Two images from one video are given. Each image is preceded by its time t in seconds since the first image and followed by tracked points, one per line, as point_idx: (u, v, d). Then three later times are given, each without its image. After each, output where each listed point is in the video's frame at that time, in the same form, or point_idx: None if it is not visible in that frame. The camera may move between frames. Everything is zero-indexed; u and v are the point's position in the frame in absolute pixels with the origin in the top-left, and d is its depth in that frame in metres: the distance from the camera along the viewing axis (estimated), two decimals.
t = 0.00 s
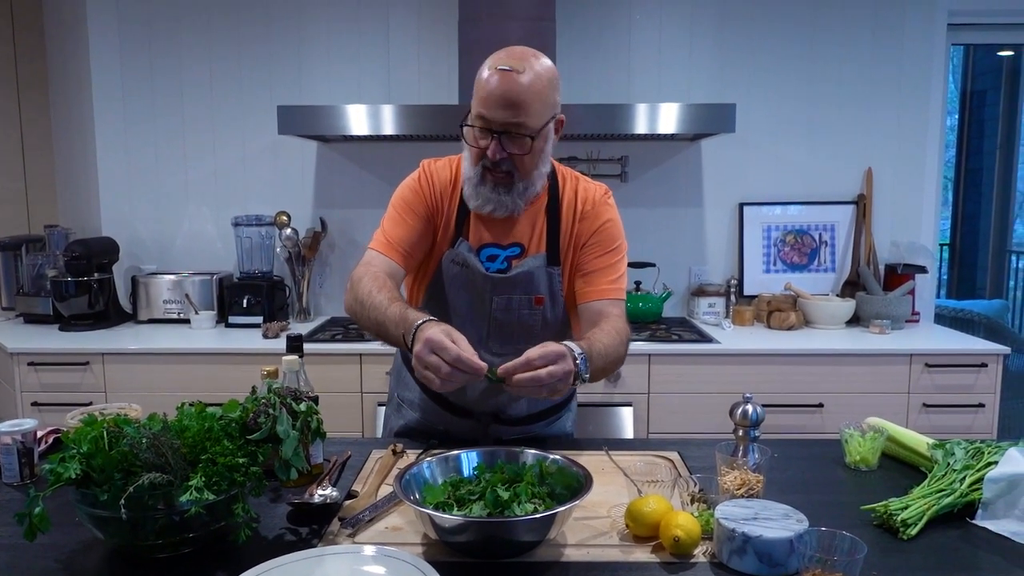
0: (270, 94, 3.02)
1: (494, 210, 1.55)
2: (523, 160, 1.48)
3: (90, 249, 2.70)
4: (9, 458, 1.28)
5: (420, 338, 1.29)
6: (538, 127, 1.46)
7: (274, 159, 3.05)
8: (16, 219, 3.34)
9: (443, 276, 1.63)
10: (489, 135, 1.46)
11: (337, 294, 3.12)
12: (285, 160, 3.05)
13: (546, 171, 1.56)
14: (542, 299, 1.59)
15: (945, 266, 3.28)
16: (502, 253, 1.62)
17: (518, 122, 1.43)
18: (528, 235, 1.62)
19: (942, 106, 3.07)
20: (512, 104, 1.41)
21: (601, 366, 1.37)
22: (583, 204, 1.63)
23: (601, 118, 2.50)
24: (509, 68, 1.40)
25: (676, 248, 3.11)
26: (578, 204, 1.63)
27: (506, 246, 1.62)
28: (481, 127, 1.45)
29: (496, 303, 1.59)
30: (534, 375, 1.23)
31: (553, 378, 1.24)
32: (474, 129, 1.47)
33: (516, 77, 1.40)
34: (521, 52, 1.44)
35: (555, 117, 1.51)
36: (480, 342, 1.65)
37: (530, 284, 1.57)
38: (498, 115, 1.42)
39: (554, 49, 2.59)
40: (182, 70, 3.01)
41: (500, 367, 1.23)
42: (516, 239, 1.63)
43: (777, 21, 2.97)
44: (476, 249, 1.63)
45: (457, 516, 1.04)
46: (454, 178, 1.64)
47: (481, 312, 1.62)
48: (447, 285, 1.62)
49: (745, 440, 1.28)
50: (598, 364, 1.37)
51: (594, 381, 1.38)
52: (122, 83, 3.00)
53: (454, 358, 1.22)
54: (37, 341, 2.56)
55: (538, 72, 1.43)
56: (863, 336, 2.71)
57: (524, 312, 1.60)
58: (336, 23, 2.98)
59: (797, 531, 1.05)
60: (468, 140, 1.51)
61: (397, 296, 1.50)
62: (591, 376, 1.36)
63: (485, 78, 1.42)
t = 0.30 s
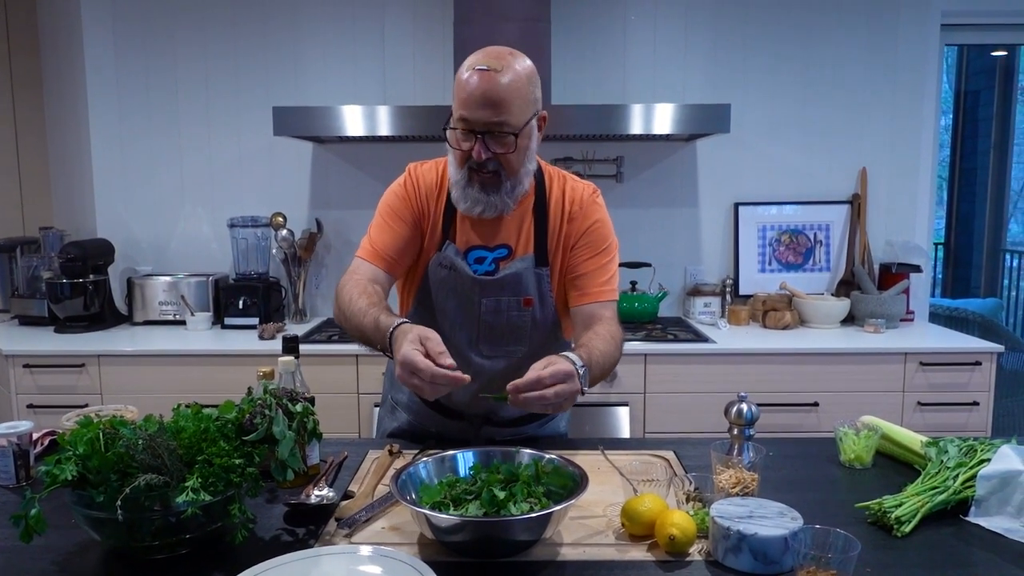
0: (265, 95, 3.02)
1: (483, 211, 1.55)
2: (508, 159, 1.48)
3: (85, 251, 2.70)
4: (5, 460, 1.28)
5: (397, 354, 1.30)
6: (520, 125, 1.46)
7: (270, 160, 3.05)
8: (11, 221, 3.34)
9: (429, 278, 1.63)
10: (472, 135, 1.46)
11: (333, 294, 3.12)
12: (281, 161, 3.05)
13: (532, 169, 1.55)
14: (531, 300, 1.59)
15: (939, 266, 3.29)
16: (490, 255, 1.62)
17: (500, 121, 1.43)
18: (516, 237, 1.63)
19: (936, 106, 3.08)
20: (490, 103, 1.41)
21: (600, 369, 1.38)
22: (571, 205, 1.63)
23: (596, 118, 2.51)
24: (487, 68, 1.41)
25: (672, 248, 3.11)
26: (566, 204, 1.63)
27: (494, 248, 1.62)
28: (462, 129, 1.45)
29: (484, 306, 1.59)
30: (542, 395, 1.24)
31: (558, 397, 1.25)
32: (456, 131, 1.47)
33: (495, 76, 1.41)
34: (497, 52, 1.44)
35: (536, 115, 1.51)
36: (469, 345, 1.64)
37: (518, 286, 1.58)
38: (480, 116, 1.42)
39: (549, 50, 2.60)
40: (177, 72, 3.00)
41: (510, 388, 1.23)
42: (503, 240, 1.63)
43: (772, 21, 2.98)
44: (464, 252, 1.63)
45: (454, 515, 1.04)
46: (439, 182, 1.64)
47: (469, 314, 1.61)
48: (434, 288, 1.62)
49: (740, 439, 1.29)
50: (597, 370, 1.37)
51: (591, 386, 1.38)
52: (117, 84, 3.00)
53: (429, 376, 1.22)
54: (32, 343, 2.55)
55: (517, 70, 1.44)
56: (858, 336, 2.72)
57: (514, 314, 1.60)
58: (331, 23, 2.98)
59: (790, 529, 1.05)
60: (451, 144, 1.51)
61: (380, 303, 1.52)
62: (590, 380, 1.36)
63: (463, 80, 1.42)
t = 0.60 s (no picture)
0: (267, 93, 3.02)
1: (490, 207, 1.54)
2: (515, 154, 1.49)
3: (86, 248, 2.69)
4: (8, 457, 1.27)
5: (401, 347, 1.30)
6: (526, 119, 1.46)
7: (272, 157, 3.05)
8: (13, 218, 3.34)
9: (428, 275, 1.62)
10: (479, 132, 1.45)
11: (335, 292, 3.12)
12: (283, 159, 3.05)
13: (536, 162, 1.56)
14: (531, 297, 1.58)
15: (942, 264, 3.28)
16: (490, 252, 1.62)
17: (507, 116, 1.43)
18: (516, 234, 1.62)
19: (939, 103, 3.07)
20: (496, 99, 1.41)
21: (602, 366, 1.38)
22: (572, 201, 1.62)
23: (598, 115, 2.50)
24: (490, 64, 1.40)
25: (674, 245, 3.11)
26: (567, 201, 1.62)
27: (494, 245, 1.62)
28: (468, 126, 1.45)
29: (485, 303, 1.59)
30: (548, 388, 1.23)
31: (563, 395, 1.24)
32: (461, 129, 1.47)
33: (498, 72, 1.40)
34: (496, 48, 1.44)
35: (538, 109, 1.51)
36: (469, 342, 1.63)
37: (519, 283, 1.57)
38: (486, 112, 1.42)
39: (551, 47, 2.59)
40: (178, 69, 3.00)
41: (519, 377, 1.22)
42: (504, 237, 1.62)
43: (776, 19, 2.97)
44: (464, 250, 1.63)
45: (457, 513, 1.04)
46: (439, 179, 1.63)
47: (469, 312, 1.61)
48: (433, 286, 1.61)
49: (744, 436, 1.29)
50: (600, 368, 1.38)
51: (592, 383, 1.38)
52: (119, 82, 3.00)
53: (433, 371, 1.23)
54: (34, 341, 2.56)
55: (518, 65, 1.43)
56: (861, 333, 2.71)
57: (514, 311, 1.60)
58: (333, 20, 2.97)
59: (796, 526, 1.05)
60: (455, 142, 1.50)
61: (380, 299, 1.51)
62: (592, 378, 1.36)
63: (466, 77, 1.41)
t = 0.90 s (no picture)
0: (271, 91, 3.02)
1: (480, 205, 1.54)
2: (502, 153, 1.48)
3: (91, 247, 2.70)
4: (15, 455, 1.28)
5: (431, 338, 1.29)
6: (517, 119, 1.45)
7: (276, 156, 3.05)
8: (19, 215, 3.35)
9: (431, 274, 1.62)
10: (467, 129, 1.45)
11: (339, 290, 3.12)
12: (287, 157, 3.05)
13: (529, 164, 1.55)
14: (534, 295, 1.59)
15: (947, 262, 3.28)
16: (493, 251, 1.61)
17: (496, 114, 1.43)
18: (519, 232, 1.61)
19: (945, 101, 3.06)
20: (487, 97, 1.40)
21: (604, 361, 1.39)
22: (575, 201, 1.62)
23: (603, 114, 2.50)
24: (484, 62, 1.40)
25: (678, 243, 3.10)
26: (569, 200, 1.62)
27: (497, 244, 1.61)
28: (458, 122, 1.45)
29: (488, 302, 1.59)
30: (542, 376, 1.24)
31: (558, 384, 1.25)
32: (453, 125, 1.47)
33: (492, 70, 1.40)
34: (494, 47, 1.43)
35: (535, 110, 1.50)
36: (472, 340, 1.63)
37: (522, 282, 1.57)
38: (476, 110, 1.42)
39: (555, 45, 2.58)
40: (182, 67, 3.00)
41: (513, 368, 1.22)
42: (506, 236, 1.62)
43: (781, 16, 2.97)
44: (466, 249, 1.62)
45: (463, 512, 1.04)
46: (443, 178, 1.63)
47: (472, 310, 1.61)
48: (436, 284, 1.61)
49: (749, 436, 1.28)
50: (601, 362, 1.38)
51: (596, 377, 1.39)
52: (124, 80, 3.00)
53: (466, 357, 1.22)
54: (40, 339, 2.56)
55: (515, 65, 1.42)
56: (866, 332, 2.70)
57: (517, 310, 1.60)
58: (337, 19, 2.97)
59: (801, 526, 1.05)
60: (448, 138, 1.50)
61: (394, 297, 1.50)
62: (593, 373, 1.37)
63: (461, 74, 1.41)
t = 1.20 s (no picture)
0: (273, 91, 3.02)
1: (468, 205, 1.54)
2: (489, 154, 1.47)
3: (95, 248, 2.70)
4: (19, 456, 1.28)
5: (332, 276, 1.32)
6: (502, 121, 1.43)
7: (278, 157, 3.06)
8: (23, 217, 3.36)
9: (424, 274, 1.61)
10: (455, 129, 1.45)
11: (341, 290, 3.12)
12: (289, 158, 3.06)
13: (520, 166, 1.52)
14: (531, 298, 1.58)
15: (950, 262, 3.27)
16: (488, 252, 1.61)
17: (482, 116, 1.42)
18: (515, 233, 1.61)
19: (948, 100, 3.05)
20: (473, 97, 1.40)
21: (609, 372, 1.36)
22: (574, 202, 1.62)
23: (605, 114, 2.50)
24: (473, 62, 1.39)
25: (680, 243, 3.10)
26: (568, 202, 1.61)
27: (492, 245, 1.61)
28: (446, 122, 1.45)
29: (484, 304, 1.59)
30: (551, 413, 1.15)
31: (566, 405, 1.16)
32: (443, 125, 1.48)
33: (480, 71, 1.39)
34: (488, 46, 1.42)
35: (527, 112, 1.48)
36: (469, 345, 1.61)
37: (518, 284, 1.57)
38: (461, 109, 1.41)
39: (556, 46, 2.59)
40: (185, 68, 3.01)
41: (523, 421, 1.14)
42: (502, 237, 1.61)
43: (783, 15, 2.96)
44: (463, 249, 1.62)
45: (466, 512, 1.04)
46: (437, 177, 1.63)
47: (469, 312, 1.60)
48: (431, 285, 1.60)
49: (753, 436, 1.28)
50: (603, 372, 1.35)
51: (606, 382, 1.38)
52: (127, 81, 3.00)
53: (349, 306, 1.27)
54: (43, 340, 2.57)
55: (505, 65, 1.41)
56: (869, 332, 2.70)
57: (513, 311, 1.59)
58: (339, 19, 2.97)
59: (805, 526, 1.05)
60: (440, 137, 1.51)
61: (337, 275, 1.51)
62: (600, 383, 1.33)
63: (451, 73, 1.42)
